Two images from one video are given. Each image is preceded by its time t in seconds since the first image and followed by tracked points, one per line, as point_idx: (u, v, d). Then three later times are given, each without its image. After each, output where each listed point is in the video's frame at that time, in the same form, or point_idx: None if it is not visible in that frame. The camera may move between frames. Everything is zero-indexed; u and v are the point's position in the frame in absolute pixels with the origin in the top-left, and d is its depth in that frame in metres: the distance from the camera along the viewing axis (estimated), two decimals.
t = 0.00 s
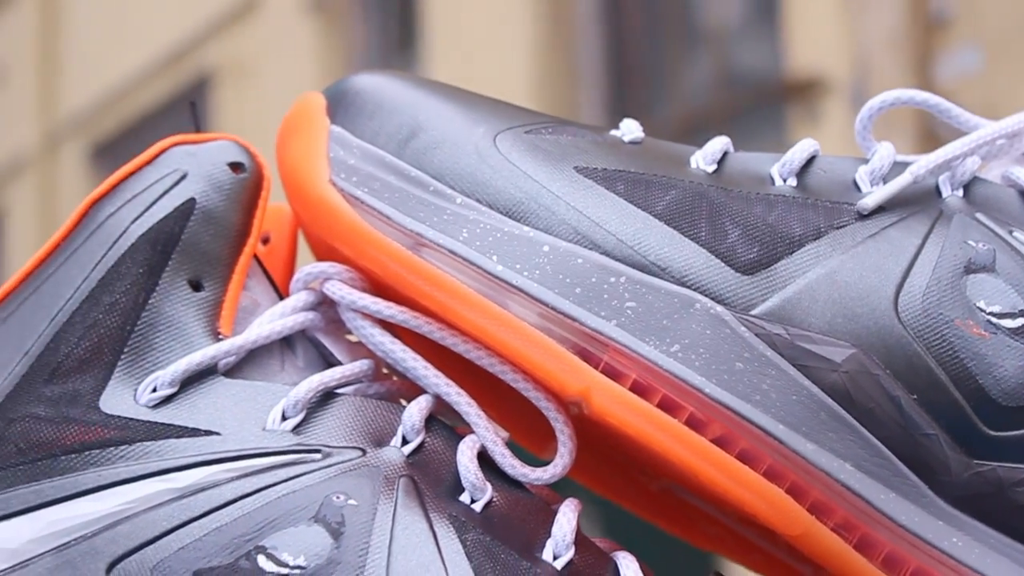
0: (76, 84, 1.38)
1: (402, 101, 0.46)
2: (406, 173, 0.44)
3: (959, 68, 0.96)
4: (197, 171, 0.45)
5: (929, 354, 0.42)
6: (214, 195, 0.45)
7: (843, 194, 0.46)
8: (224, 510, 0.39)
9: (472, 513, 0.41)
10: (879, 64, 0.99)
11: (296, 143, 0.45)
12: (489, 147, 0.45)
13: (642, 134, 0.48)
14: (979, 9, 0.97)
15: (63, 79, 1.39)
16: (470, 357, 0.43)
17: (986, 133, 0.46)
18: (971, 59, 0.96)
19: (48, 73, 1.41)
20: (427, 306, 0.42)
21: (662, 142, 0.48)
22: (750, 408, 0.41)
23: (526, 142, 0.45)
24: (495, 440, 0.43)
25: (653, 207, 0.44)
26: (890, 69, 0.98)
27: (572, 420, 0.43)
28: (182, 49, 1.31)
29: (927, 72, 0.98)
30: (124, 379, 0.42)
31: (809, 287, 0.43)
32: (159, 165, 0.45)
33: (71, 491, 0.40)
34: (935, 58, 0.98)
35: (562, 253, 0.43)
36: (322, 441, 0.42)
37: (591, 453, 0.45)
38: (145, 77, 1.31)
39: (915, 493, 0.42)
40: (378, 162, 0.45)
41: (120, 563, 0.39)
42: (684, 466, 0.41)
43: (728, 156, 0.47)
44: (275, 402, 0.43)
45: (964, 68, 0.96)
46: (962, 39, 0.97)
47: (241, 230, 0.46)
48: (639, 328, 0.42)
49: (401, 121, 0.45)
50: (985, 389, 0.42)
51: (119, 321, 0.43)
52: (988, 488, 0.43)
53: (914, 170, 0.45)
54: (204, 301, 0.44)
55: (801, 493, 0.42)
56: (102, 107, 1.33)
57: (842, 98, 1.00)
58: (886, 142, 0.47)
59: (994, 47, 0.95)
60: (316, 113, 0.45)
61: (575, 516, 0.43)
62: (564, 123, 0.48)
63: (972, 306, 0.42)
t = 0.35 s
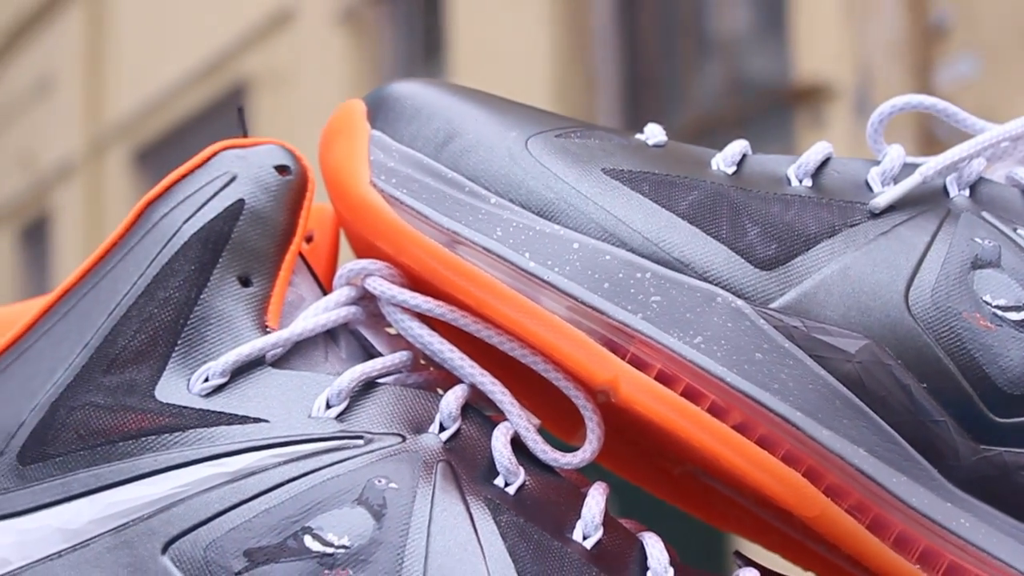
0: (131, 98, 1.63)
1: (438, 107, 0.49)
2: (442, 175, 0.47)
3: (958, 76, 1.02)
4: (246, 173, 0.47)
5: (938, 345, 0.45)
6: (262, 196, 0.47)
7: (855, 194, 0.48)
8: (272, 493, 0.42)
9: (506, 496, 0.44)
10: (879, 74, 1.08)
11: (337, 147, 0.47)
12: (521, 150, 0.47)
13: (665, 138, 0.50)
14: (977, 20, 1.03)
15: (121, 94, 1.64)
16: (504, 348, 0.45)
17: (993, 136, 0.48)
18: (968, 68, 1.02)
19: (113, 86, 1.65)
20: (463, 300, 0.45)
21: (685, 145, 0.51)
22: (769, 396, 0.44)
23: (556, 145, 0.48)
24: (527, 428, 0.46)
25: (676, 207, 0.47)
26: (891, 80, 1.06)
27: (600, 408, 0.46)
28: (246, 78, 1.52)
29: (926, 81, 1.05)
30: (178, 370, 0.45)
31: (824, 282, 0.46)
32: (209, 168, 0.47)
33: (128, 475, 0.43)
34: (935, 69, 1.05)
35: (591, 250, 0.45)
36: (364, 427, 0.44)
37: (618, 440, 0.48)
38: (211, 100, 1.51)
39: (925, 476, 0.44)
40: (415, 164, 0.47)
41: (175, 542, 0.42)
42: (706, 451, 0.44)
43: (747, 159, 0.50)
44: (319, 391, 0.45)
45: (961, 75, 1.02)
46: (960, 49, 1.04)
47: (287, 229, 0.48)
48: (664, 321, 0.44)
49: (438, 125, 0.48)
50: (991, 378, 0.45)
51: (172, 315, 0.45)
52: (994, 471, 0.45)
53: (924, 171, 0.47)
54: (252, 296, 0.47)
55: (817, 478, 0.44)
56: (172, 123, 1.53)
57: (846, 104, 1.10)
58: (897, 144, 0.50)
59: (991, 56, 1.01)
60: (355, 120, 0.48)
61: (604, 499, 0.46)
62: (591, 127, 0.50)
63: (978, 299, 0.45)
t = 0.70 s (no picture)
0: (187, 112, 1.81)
1: (462, 112, 0.51)
2: (466, 175, 0.49)
3: (955, 79, 1.09)
4: (278, 174, 0.50)
5: (944, 338, 0.47)
6: (293, 195, 0.49)
7: (863, 194, 0.50)
8: (304, 480, 0.44)
9: (528, 484, 0.46)
10: (880, 77, 1.15)
11: (366, 148, 0.49)
12: (542, 151, 0.49)
13: (680, 140, 0.52)
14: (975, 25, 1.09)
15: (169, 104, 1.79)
16: (526, 341, 0.47)
17: (994, 138, 0.50)
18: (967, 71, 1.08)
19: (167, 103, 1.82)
20: (485, 295, 0.46)
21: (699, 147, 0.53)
22: (780, 387, 0.45)
23: (576, 147, 0.50)
24: (549, 418, 0.47)
25: (691, 205, 0.49)
26: (889, 84, 1.15)
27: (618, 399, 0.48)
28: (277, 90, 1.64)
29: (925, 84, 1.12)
30: (213, 362, 0.47)
31: (834, 278, 0.48)
32: (243, 169, 0.49)
33: (166, 463, 0.45)
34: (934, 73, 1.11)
35: (609, 248, 0.47)
36: (391, 418, 0.46)
37: (635, 429, 0.50)
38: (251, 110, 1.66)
39: (930, 463, 0.46)
40: (440, 165, 0.49)
41: (211, 527, 0.43)
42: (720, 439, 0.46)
43: (759, 159, 0.52)
44: (349, 383, 0.47)
45: (959, 77, 1.08)
46: (958, 53, 1.09)
47: (317, 227, 0.50)
48: (679, 316, 0.46)
49: (462, 128, 0.50)
50: (995, 370, 0.46)
51: (208, 310, 0.47)
52: (998, 460, 0.46)
53: (929, 171, 0.49)
54: (285, 291, 0.49)
55: (827, 466, 0.46)
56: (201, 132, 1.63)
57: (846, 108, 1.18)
58: (902, 146, 0.51)
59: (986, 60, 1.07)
60: (384, 121, 0.50)
61: (621, 487, 0.48)
62: (608, 130, 0.52)
63: (982, 295, 0.47)
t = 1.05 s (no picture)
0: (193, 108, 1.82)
1: (476, 111, 0.51)
2: (480, 175, 0.49)
3: (962, 77, 1.09)
4: (291, 173, 0.50)
5: (957, 337, 0.47)
6: (306, 195, 0.50)
7: (875, 192, 0.50)
8: (318, 479, 0.44)
9: (543, 483, 0.45)
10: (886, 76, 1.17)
11: (380, 147, 0.49)
12: (556, 150, 0.50)
13: (693, 139, 0.53)
14: (982, 25, 1.09)
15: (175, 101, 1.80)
16: (539, 340, 0.47)
17: (1008, 136, 0.50)
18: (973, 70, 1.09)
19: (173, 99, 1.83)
20: (500, 294, 0.46)
21: (713, 146, 0.53)
22: (795, 386, 0.45)
23: (590, 146, 0.50)
24: (562, 416, 0.48)
25: (706, 204, 0.49)
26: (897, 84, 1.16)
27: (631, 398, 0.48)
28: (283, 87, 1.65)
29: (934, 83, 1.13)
30: (227, 362, 0.47)
31: (848, 276, 0.48)
32: (257, 168, 0.49)
33: (181, 461, 0.45)
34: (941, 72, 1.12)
35: (623, 247, 0.47)
36: (405, 417, 0.46)
37: (649, 429, 0.50)
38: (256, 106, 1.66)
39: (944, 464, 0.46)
40: (455, 165, 0.50)
41: (226, 526, 0.43)
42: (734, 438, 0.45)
43: (772, 158, 0.52)
44: (363, 382, 0.47)
45: (966, 76, 1.09)
46: (965, 52, 1.10)
47: (330, 226, 0.50)
48: (693, 315, 0.46)
49: (476, 127, 0.51)
50: (1009, 368, 0.46)
51: (222, 309, 0.47)
52: (1013, 458, 0.46)
53: (942, 170, 0.49)
54: (299, 290, 0.49)
55: (840, 464, 0.46)
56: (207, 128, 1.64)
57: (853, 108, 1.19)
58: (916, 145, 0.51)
59: (993, 58, 1.08)
60: (397, 121, 0.51)
61: (636, 485, 0.48)
62: (622, 129, 0.53)
63: (996, 294, 0.47)
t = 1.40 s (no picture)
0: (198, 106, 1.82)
1: (488, 111, 0.52)
2: (492, 174, 0.49)
3: (969, 76, 1.09)
4: (304, 173, 0.50)
5: (969, 335, 0.47)
6: (319, 195, 0.50)
7: (886, 191, 0.50)
8: (332, 478, 0.44)
9: (555, 482, 0.45)
10: (891, 75, 1.17)
11: (392, 147, 0.50)
12: (568, 150, 0.50)
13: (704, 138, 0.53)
14: (988, 24, 1.09)
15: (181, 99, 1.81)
16: (552, 339, 0.47)
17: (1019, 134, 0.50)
18: (980, 68, 1.08)
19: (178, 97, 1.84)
20: (513, 293, 0.46)
21: (724, 146, 0.53)
22: (807, 385, 0.45)
23: (602, 145, 0.50)
24: (575, 415, 0.48)
25: (717, 203, 0.49)
26: (904, 82, 1.16)
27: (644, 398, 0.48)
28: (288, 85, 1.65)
29: (940, 82, 1.13)
30: (240, 361, 0.47)
31: (860, 275, 0.48)
32: (269, 168, 0.50)
33: (194, 460, 0.45)
34: (949, 70, 1.12)
35: (635, 246, 0.47)
36: (418, 416, 0.46)
37: (661, 427, 0.50)
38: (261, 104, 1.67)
39: (956, 462, 0.46)
40: (467, 164, 0.50)
41: (239, 525, 0.43)
42: (746, 436, 0.46)
43: (783, 158, 0.52)
44: (376, 381, 0.47)
45: (973, 75, 1.09)
46: (972, 50, 1.10)
47: (342, 225, 0.50)
48: (705, 313, 0.46)
49: (488, 126, 0.51)
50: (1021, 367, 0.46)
51: (234, 309, 0.48)
52: None
53: (953, 169, 0.49)
54: (311, 289, 0.49)
55: (852, 463, 0.46)
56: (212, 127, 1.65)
57: (860, 107, 1.19)
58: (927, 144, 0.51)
59: (1001, 56, 1.07)
60: (409, 120, 0.51)
61: (648, 484, 0.48)
62: (634, 129, 0.53)
63: (1008, 292, 0.47)
